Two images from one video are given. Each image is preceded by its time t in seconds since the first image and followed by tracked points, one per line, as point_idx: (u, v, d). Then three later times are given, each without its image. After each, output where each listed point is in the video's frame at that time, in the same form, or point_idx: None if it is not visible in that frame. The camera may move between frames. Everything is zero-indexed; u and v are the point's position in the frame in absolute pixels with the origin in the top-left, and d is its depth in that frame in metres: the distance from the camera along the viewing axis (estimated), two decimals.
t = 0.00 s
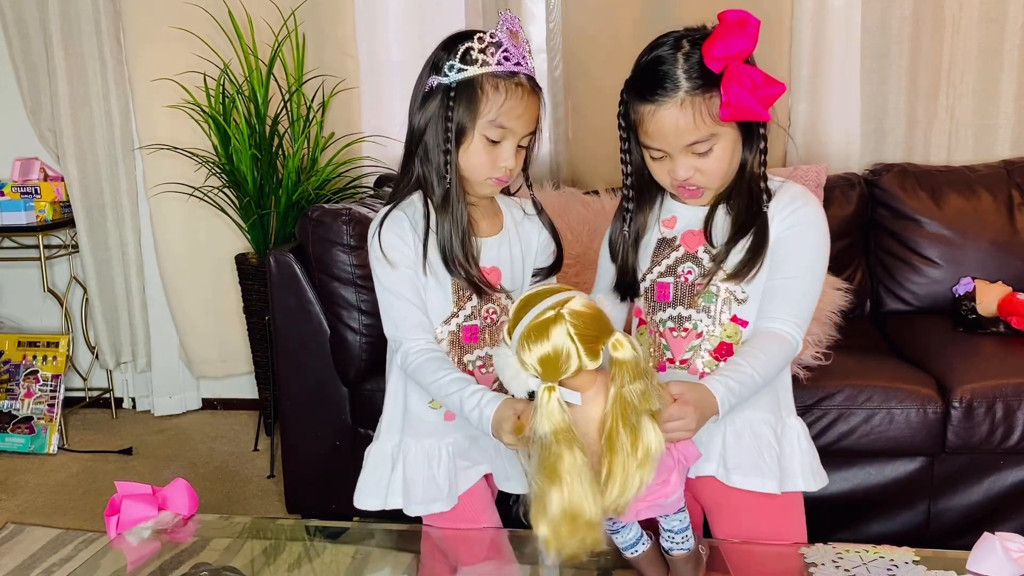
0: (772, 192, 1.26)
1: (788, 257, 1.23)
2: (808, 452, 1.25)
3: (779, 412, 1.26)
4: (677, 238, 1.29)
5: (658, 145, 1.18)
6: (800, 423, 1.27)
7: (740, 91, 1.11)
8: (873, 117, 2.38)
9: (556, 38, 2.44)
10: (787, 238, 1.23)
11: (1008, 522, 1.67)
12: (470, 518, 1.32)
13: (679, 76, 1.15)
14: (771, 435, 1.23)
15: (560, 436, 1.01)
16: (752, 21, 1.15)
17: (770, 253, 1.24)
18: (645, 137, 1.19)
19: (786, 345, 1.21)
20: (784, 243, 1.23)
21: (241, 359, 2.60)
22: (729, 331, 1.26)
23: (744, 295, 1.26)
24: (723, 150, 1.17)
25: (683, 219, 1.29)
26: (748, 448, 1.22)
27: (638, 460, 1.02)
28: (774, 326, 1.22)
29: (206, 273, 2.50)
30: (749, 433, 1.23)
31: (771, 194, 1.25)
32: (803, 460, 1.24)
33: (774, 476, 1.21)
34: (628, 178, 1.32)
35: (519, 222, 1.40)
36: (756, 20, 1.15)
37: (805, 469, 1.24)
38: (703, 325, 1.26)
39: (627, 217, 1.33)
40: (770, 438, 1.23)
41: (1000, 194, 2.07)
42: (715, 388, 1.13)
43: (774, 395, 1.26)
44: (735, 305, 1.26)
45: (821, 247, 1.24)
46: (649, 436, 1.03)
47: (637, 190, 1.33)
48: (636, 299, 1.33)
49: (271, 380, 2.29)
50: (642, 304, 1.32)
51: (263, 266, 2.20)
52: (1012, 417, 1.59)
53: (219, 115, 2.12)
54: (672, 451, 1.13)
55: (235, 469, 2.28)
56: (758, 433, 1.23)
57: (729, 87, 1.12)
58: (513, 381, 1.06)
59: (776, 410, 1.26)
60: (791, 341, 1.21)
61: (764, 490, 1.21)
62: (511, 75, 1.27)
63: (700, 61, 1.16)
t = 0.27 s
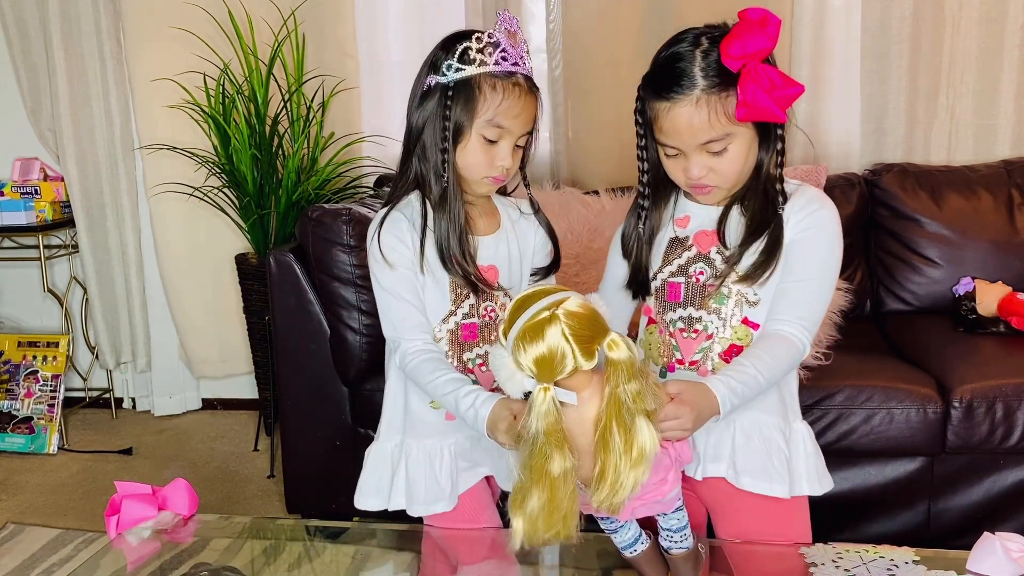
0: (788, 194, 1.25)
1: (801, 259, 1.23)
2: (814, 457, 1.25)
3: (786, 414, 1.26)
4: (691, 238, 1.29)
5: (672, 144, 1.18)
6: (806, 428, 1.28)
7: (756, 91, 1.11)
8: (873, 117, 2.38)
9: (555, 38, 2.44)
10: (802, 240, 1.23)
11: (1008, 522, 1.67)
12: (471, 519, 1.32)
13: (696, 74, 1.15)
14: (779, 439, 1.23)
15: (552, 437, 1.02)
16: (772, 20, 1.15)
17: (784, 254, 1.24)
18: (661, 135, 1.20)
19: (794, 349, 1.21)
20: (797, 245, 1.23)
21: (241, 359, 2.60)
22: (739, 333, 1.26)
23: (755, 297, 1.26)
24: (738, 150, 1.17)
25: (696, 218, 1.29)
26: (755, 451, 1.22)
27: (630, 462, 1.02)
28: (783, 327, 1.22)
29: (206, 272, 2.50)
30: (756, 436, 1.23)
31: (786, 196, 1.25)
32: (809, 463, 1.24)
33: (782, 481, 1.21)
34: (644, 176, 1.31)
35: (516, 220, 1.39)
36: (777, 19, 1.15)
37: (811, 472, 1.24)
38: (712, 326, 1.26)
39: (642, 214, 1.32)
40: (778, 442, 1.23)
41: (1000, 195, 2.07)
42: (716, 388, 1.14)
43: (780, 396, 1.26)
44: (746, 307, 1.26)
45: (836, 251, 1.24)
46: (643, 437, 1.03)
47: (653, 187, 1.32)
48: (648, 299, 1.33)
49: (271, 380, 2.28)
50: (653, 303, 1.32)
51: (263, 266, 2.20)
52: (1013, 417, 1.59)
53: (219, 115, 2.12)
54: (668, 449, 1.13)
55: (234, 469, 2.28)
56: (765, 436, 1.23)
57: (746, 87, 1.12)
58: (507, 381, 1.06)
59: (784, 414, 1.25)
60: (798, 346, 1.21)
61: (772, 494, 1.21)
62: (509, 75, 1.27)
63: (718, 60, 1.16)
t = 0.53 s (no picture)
0: (793, 195, 1.25)
1: (805, 259, 1.23)
2: (817, 458, 1.24)
3: (788, 417, 1.25)
4: (694, 238, 1.29)
5: (680, 140, 1.18)
6: (808, 429, 1.27)
7: (765, 89, 1.11)
8: (873, 118, 2.38)
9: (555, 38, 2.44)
10: (806, 241, 1.23)
11: (1008, 522, 1.67)
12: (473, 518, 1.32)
13: (705, 71, 1.16)
14: (780, 441, 1.23)
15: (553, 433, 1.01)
16: (782, 19, 1.15)
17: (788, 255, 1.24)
18: (668, 132, 1.19)
19: (795, 350, 1.20)
20: (802, 246, 1.23)
21: (241, 359, 2.60)
22: (740, 335, 1.26)
23: (757, 299, 1.26)
24: (744, 149, 1.17)
25: (702, 217, 1.29)
26: (755, 452, 1.22)
27: (629, 455, 1.02)
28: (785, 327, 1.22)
29: (206, 272, 2.50)
30: (756, 438, 1.23)
31: (792, 197, 1.25)
32: (811, 464, 1.24)
33: (779, 485, 1.21)
34: (651, 173, 1.31)
35: (511, 217, 1.39)
36: (786, 18, 1.16)
37: (812, 474, 1.23)
38: (713, 327, 1.26)
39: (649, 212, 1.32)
40: (777, 446, 1.22)
41: (1000, 195, 2.07)
42: (712, 387, 1.14)
43: (784, 397, 1.25)
44: (747, 309, 1.26)
45: (841, 252, 1.24)
46: (639, 431, 1.03)
47: (659, 184, 1.32)
48: (651, 298, 1.33)
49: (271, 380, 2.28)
50: (657, 302, 1.32)
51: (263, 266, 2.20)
52: (1013, 417, 1.59)
53: (219, 115, 2.12)
54: (664, 448, 1.13)
55: (234, 469, 2.28)
56: (766, 438, 1.23)
57: (755, 84, 1.11)
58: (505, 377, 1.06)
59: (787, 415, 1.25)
60: (801, 347, 1.21)
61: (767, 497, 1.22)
62: (499, 71, 1.28)
63: (728, 57, 1.16)
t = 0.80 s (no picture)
0: (793, 194, 1.26)
1: (804, 256, 1.23)
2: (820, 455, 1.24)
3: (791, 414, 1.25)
4: (696, 239, 1.29)
5: (683, 133, 1.18)
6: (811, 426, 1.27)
7: (770, 83, 1.12)
8: (873, 118, 2.38)
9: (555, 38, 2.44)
10: (806, 239, 1.23)
11: (1008, 522, 1.67)
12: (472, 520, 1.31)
13: (711, 63, 1.16)
14: (784, 439, 1.23)
15: (547, 433, 1.01)
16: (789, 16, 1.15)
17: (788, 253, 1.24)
18: (672, 125, 1.19)
19: (791, 346, 1.20)
20: (802, 244, 1.23)
21: (241, 359, 2.60)
22: (744, 334, 1.26)
23: (759, 298, 1.26)
24: (748, 143, 1.17)
25: (702, 218, 1.29)
26: (760, 450, 1.22)
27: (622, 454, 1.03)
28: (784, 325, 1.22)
29: (206, 272, 2.50)
30: (761, 435, 1.23)
31: (793, 196, 1.25)
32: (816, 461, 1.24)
33: (786, 480, 1.21)
34: (656, 169, 1.30)
35: (512, 220, 1.39)
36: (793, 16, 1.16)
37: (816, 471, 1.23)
38: (717, 327, 1.26)
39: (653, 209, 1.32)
40: (784, 442, 1.22)
41: (1000, 194, 2.07)
42: (706, 378, 1.14)
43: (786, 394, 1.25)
44: (749, 308, 1.26)
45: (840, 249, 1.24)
46: (632, 430, 1.03)
47: (663, 180, 1.31)
48: (654, 299, 1.33)
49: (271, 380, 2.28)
50: (660, 302, 1.32)
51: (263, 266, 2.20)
52: (1013, 417, 1.59)
53: (219, 115, 2.12)
54: (658, 444, 1.14)
55: (235, 469, 2.28)
56: (770, 435, 1.23)
57: (761, 78, 1.12)
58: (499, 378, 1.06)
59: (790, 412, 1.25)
60: (796, 342, 1.21)
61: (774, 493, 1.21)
62: (502, 70, 1.28)
63: (734, 51, 1.17)
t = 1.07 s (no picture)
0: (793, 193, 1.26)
1: (805, 256, 1.23)
2: (822, 453, 1.24)
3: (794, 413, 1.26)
4: (696, 238, 1.29)
5: (680, 129, 1.18)
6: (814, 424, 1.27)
7: (767, 78, 1.12)
8: (873, 118, 2.38)
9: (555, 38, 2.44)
10: (806, 238, 1.23)
11: (1008, 522, 1.67)
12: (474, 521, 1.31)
13: (708, 60, 1.16)
14: (788, 438, 1.23)
15: (552, 433, 1.01)
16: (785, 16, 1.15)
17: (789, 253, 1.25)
18: (668, 121, 1.19)
19: (791, 345, 1.20)
20: (802, 243, 1.23)
21: (241, 359, 2.60)
22: (747, 333, 1.26)
23: (762, 297, 1.26)
24: (745, 140, 1.17)
25: (701, 218, 1.29)
26: (764, 450, 1.22)
27: (628, 457, 1.02)
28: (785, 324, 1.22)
29: (206, 272, 2.50)
30: (765, 435, 1.23)
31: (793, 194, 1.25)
32: (819, 459, 1.24)
33: (791, 479, 1.20)
34: (653, 167, 1.30)
35: (520, 224, 1.39)
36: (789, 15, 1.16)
37: (819, 469, 1.23)
38: (720, 327, 1.26)
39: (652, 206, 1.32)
40: (787, 441, 1.22)
41: (1000, 195, 2.07)
42: (712, 381, 1.14)
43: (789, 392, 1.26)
44: (753, 308, 1.26)
45: (840, 249, 1.24)
46: (639, 432, 1.03)
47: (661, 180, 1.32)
48: (653, 300, 1.33)
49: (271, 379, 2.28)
50: (659, 303, 1.32)
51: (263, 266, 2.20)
52: (1012, 417, 1.59)
53: (219, 115, 2.12)
54: (663, 446, 1.14)
55: (234, 469, 2.28)
56: (773, 435, 1.23)
57: (758, 74, 1.12)
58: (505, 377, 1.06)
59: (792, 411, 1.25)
60: (796, 340, 1.21)
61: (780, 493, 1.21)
62: (511, 72, 1.28)
63: (730, 48, 1.17)
